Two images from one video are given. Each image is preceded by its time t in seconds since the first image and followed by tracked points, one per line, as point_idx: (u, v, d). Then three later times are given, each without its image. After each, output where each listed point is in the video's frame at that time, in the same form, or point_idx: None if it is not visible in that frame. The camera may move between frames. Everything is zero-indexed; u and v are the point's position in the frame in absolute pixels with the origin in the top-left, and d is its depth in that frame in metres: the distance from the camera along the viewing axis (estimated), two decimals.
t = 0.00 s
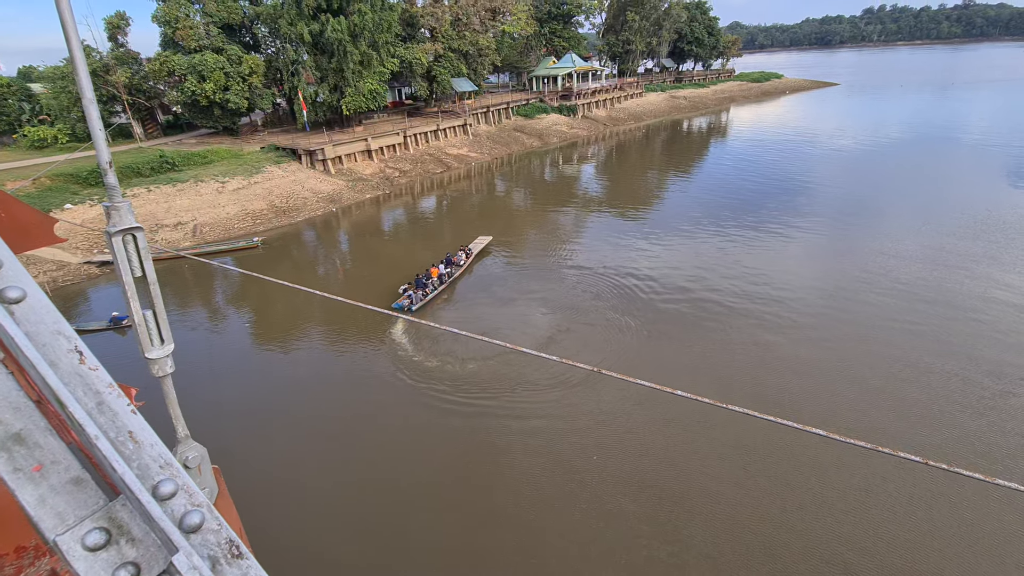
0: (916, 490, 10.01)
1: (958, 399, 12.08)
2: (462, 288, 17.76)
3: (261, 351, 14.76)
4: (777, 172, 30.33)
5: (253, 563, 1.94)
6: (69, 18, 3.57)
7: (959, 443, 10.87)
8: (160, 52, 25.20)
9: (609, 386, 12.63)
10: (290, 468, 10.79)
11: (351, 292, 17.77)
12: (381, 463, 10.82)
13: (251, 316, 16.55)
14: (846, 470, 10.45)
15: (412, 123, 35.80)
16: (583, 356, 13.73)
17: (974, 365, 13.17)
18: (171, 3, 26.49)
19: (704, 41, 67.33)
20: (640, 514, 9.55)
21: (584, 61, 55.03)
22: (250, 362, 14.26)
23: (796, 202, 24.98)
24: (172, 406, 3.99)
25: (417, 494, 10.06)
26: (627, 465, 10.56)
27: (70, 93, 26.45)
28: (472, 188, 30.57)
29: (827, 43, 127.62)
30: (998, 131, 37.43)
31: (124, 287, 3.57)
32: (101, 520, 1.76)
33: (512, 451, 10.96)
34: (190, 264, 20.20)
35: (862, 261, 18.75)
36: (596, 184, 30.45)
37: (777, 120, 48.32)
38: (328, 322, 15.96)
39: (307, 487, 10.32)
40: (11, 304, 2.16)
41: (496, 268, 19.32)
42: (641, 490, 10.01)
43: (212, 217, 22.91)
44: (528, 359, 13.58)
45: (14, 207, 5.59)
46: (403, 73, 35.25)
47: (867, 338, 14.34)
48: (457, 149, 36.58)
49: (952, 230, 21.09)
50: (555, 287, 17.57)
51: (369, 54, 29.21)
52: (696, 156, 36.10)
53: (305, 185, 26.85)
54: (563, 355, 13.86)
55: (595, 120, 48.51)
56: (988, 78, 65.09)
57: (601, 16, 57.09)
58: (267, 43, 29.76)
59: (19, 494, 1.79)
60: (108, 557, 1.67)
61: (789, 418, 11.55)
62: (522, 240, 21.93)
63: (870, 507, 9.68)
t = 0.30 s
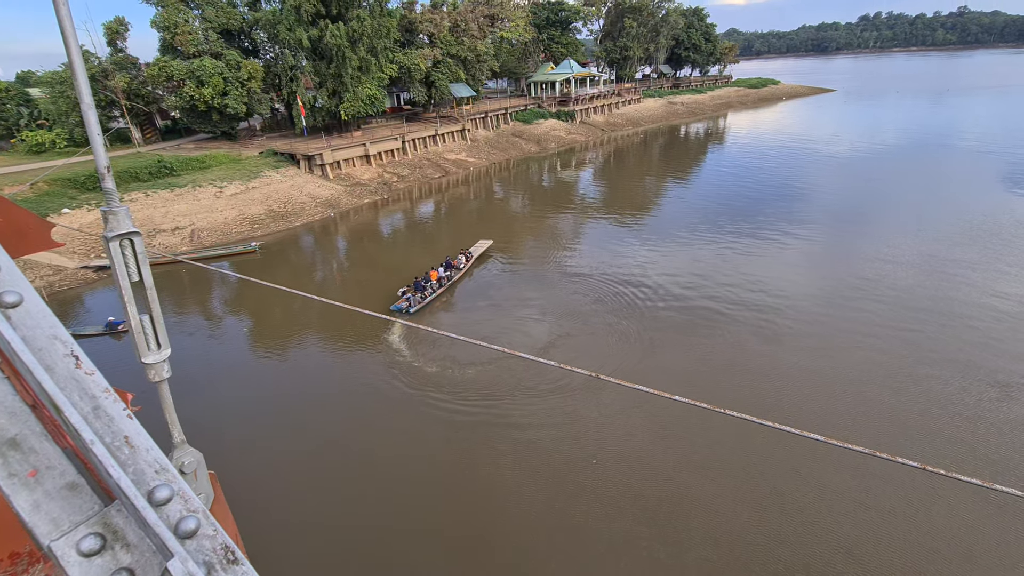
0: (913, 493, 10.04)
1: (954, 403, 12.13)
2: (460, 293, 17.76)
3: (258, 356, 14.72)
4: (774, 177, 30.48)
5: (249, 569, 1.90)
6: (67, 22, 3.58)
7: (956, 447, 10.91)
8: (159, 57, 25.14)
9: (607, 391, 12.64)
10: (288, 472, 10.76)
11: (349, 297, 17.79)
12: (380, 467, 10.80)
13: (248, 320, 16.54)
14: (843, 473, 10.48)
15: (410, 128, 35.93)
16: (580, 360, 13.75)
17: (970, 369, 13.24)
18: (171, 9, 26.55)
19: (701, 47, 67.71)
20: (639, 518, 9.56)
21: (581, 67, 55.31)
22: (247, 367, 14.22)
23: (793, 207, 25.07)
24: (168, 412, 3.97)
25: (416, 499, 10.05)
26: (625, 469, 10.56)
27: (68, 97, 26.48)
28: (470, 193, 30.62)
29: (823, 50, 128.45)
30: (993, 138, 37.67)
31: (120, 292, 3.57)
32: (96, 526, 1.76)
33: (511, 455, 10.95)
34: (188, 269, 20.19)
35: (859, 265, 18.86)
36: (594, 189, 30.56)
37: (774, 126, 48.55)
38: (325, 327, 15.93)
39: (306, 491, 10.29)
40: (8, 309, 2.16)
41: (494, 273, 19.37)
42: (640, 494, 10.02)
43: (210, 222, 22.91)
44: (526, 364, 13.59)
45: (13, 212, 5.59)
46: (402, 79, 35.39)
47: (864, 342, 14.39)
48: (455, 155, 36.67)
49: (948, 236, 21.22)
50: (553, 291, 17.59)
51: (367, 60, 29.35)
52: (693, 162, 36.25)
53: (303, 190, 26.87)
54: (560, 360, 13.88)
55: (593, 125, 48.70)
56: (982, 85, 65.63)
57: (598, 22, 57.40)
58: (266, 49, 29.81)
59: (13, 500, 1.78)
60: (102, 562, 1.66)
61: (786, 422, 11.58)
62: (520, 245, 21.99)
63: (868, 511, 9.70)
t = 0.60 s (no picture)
0: (912, 500, 10.02)
1: (951, 410, 12.15)
2: (457, 300, 17.74)
3: (254, 363, 14.65)
4: (770, 186, 30.62)
5: None
6: (66, 32, 3.59)
7: (954, 454, 10.92)
8: (157, 65, 25.26)
9: (605, 398, 12.61)
10: (284, 480, 10.68)
11: (346, 304, 17.74)
12: (377, 475, 10.74)
13: (244, 327, 16.48)
14: (841, 480, 10.46)
15: (408, 136, 36.04)
16: (578, 367, 13.72)
17: (966, 376, 13.26)
18: (169, 17, 26.69)
19: (697, 57, 68.26)
20: (637, 525, 9.51)
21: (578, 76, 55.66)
22: (243, 374, 14.14)
23: (789, 215, 25.18)
24: (162, 420, 3.94)
25: (414, 505, 10.01)
26: (623, 476, 10.53)
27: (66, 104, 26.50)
28: (468, 200, 30.67)
29: (818, 60, 129.65)
30: (987, 147, 37.95)
31: (116, 299, 3.56)
32: (89, 535, 1.74)
33: (508, 462, 10.92)
34: (184, 276, 20.13)
35: (854, 273, 18.96)
36: (591, 196, 30.68)
37: (769, 135, 48.85)
38: (322, 335, 15.86)
39: (302, 499, 10.22)
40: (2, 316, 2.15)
41: (491, 280, 19.39)
42: (638, 501, 9.97)
43: (206, 229, 22.87)
44: (523, 371, 13.56)
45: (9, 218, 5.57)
46: (399, 87, 35.57)
47: (861, 350, 14.42)
48: (453, 162, 36.76)
49: (943, 243, 21.35)
50: (550, 299, 17.60)
51: (365, 68, 29.54)
52: (689, 170, 36.44)
53: (301, 197, 26.87)
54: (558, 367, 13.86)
55: (590, 134, 48.94)
56: (975, 94, 66.32)
57: (595, 32, 57.84)
58: (264, 56, 29.90)
59: (4, 508, 1.76)
60: (94, 572, 1.64)
61: (784, 429, 11.57)
62: (517, 252, 22.01)
63: (867, 517, 9.66)
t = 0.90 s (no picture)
0: (908, 511, 10.00)
1: (945, 421, 12.19)
2: (452, 313, 17.71)
3: (247, 376, 14.53)
4: (762, 199, 30.93)
5: None
6: (64, 45, 3.60)
7: (948, 465, 10.94)
8: (154, 78, 25.38)
9: (601, 411, 12.56)
10: (276, 494, 10.55)
11: (340, 317, 17.68)
12: (371, 489, 10.63)
13: (237, 340, 16.38)
14: (837, 491, 10.42)
15: (404, 149, 36.21)
16: (574, 380, 13.69)
17: (960, 388, 13.32)
18: (166, 31, 26.62)
19: (689, 72, 69.24)
20: (633, 538, 9.43)
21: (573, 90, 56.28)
22: (236, 388, 14.00)
23: (781, 229, 25.41)
24: (152, 434, 3.88)
25: (409, 518, 9.92)
26: (619, 489, 10.45)
27: (61, 116, 26.50)
28: (463, 213, 30.76)
29: (808, 76, 131.72)
30: (974, 161, 38.56)
31: (107, 311, 3.53)
32: (78, 551, 1.74)
33: (504, 476, 10.83)
34: (177, 288, 20.02)
35: (846, 285, 19.12)
36: (585, 209, 30.87)
37: (761, 149, 49.44)
38: (316, 347, 15.77)
39: (294, 513, 10.10)
40: None
41: (486, 292, 19.41)
42: (635, 514, 9.90)
43: (200, 241, 22.80)
44: (519, 384, 13.51)
45: None
46: (395, 101, 35.83)
47: (855, 362, 14.47)
48: (448, 175, 36.92)
49: (934, 256, 21.59)
50: (546, 311, 17.63)
51: (362, 82, 29.76)
52: (682, 183, 36.78)
53: (296, 210, 26.87)
54: (553, 380, 13.83)
55: (584, 147, 49.36)
56: (961, 110, 67.56)
57: (589, 47, 58.62)
58: (261, 70, 30.06)
59: None
60: None
61: (780, 441, 11.55)
62: (512, 265, 22.07)
63: (864, 529, 9.62)
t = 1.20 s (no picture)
0: (901, 511, 10.05)
1: (937, 422, 12.27)
2: (447, 316, 17.69)
3: (241, 379, 14.44)
4: (756, 202, 31.12)
5: None
6: (57, 47, 3.58)
7: (941, 466, 11.01)
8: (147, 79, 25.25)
9: (596, 413, 12.56)
10: (270, 498, 10.49)
11: (334, 319, 17.62)
12: (366, 492, 10.58)
13: (230, 342, 16.30)
14: (832, 492, 10.46)
15: (399, 151, 36.19)
16: (569, 383, 13.69)
17: (952, 389, 13.41)
18: (159, 32, 26.46)
19: (683, 76, 69.63)
20: (629, 541, 9.44)
21: (568, 93, 56.44)
22: (229, 391, 13.92)
23: (775, 231, 25.56)
24: (145, 438, 3.84)
25: (404, 521, 9.91)
26: (614, 491, 10.46)
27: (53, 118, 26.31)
28: (458, 215, 30.75)
29: (801, 80, 132.71)
30: (964, 165, 38.96)
31: (100, 315, 3.50)
32: (71, 556, 1.72)
33: (500, 479, 10.81)
34: (170, 290, 19.90)
35: (839, 287, 19.26)
36: (581, 212, 30.95)
37: (755, 152, 49.75)
38: (310, 350, 15.70)
39: (289, 517, 10.04)
40: None
41: (481, 294, 19.41)
42: (630, 517, 9.90)
43: (194, 243, 22.68)
44: (514, 386, 13.49)
45: None
46: (390, 103, 35.82)
47: (848, 364, 14.55)
48: (443, 178, 36.92)
49: (926, 259, 21.77)
50: (541, 313, 17.65)
51: (357, 84, 29.74)
52: (677, 186, 36.95)
53: (290, 212, 26.77)
54: (548, 383, 13.82)
55: (579, 150, 49.51)
56: (951, 114, 68.26)
57: (584, 51, 58.84)
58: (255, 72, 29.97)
59: None
60: None
61: (774, 443, 11.60)
62: (507, 267, 22.08)
63: (858, 530, 9.66)
